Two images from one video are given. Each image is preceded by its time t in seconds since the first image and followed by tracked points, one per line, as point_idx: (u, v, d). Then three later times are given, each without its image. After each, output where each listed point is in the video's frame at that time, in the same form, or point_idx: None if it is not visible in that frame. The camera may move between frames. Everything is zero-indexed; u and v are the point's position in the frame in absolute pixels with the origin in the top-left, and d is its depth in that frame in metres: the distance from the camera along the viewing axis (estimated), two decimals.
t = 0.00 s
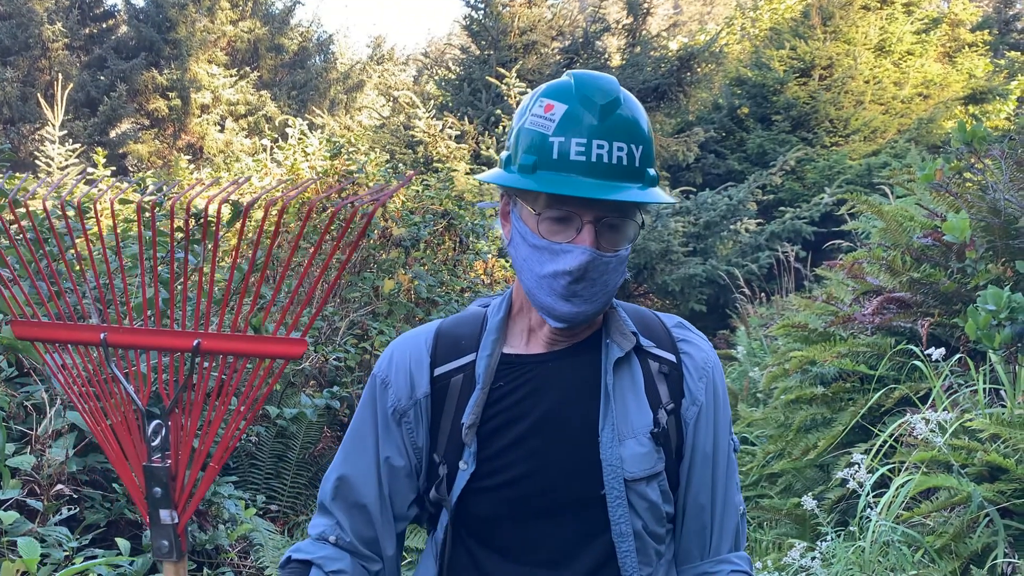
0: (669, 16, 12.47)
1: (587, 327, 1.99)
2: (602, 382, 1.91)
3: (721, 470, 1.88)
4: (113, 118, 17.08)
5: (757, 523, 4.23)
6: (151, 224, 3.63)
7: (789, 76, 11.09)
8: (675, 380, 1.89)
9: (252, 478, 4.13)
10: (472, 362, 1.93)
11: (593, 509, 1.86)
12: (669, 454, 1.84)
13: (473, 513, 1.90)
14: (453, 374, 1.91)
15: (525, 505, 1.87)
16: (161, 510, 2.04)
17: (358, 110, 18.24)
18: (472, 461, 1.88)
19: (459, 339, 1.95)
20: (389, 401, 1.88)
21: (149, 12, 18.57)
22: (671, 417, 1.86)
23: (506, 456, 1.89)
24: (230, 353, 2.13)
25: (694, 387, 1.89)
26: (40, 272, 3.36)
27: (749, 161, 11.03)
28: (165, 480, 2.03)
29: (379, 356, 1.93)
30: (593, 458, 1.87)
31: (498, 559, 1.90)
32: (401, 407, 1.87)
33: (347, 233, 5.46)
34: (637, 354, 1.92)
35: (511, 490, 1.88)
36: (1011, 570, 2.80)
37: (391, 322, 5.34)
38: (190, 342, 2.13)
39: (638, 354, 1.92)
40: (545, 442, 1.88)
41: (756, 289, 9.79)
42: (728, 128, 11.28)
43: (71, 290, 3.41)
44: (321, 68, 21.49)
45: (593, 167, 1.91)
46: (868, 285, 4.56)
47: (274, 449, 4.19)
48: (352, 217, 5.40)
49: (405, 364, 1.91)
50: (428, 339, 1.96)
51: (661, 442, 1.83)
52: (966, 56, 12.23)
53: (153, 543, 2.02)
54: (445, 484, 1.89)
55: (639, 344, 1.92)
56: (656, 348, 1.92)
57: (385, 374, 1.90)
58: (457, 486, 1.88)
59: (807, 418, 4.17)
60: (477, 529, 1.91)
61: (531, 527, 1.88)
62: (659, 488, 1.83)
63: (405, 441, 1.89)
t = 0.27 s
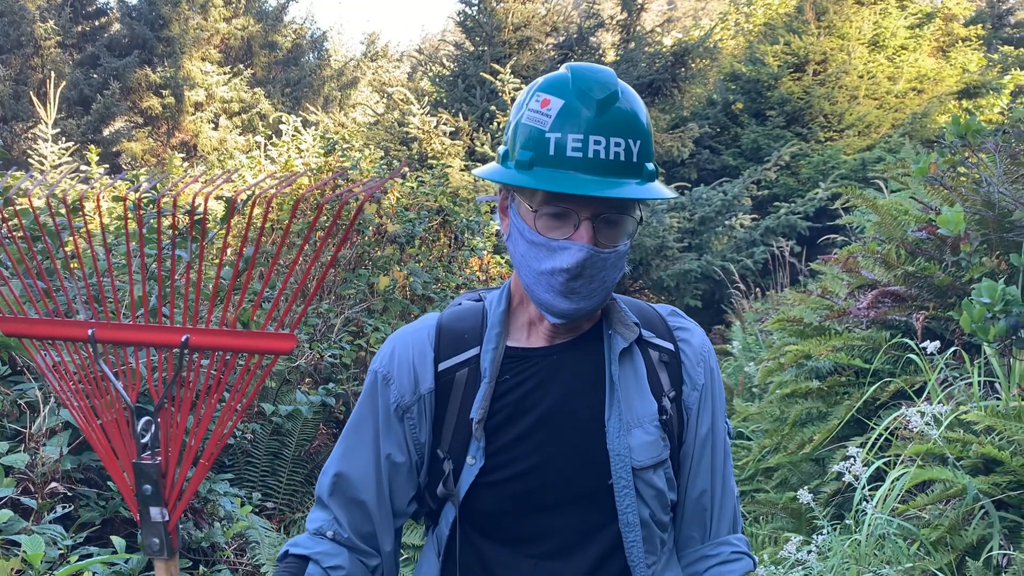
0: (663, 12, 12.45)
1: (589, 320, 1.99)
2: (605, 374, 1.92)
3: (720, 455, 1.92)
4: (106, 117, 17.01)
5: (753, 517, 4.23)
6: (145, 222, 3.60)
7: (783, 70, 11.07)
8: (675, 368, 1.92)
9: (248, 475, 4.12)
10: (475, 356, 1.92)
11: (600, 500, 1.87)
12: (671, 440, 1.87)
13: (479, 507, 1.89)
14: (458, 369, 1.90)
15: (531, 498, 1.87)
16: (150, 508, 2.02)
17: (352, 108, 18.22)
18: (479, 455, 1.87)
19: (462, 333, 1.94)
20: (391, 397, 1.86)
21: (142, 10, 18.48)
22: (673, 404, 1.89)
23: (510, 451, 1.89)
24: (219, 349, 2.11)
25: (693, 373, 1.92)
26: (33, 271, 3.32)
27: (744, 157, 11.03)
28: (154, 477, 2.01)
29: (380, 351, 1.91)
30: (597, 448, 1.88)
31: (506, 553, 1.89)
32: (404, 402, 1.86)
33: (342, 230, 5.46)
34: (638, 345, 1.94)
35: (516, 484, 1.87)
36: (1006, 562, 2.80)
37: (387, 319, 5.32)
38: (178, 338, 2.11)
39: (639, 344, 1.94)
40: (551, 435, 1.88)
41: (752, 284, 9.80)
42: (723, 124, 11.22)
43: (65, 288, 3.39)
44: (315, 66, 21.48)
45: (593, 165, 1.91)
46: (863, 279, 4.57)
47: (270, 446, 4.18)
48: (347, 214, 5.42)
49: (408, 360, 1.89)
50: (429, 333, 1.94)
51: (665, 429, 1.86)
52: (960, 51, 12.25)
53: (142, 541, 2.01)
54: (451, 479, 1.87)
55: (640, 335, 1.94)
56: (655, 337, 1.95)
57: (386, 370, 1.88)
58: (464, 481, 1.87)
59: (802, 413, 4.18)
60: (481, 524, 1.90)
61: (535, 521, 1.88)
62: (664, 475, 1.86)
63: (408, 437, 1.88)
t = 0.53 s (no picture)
0: (659, 8, 12.44)
1: (589, 324, 1.99)
2: (604, 380, 1.92)
3: (717, 466, 1.91)
4: (101, 117, 16.95)
5: (752, 512, 4.23)
6: (140, 221, 3.59)
7: (779, 66, 11.08)
8: (674, 376, 1.90)
9: (247, 475, 4.12)
10: (472, 355, 1.92)
11: (594, 506, 1.87)
12: (666, 450, 1.86)
13: (475, 510, 1.89)
14: (454, 367, 1.90)
15: (525, 502, 1.87)
16: (140, 512, 2.03)
17: (348, 106, 18.21)
18: (474, 455, 1.87)
19: (460, 332, 1.94)
20: (388, 393, 1.87)
21: (136, 9, 18.44)
22: (670, 414, 1.87)
23: (507, 454, 1.89)
24: (205, 351, 2.12)
25: (693, 384, 1.91)
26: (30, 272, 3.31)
27: (740, 152, 11.02)
28: (143, 481, 2.02)
29: (378, 347, 1.91)
30: (592, 455, 1.87)
31: (500, 556, 1.89)
32: (400, 399, 1.86)
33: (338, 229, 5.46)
34: (638, 352, 1.93)
35: (514, 486, 1.87)
36: (1005, 554, 2.80)
37: (384, 317, 5.31)
38: (165, 340, 2.13)
39: (640, 351, 1.92)
40: (548, 440, 1.88)
41: (749, 279, 9.81)
42: (719, 119, 11.19)
43: (61, 289, 3.38)
44: (310, 64, 21.48)
45: (587, 168, 1.90)
46: (860, 273, 4.57)
47: (269, 446, 4.19)
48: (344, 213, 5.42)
49: (405, 356, 1.89)
50: (427, 332, 1.94)
51: (660, 439, 1.85)
52: (955, 44, 12.26)
53: (132, 546, 2.02)
54: (444, 477, 1.87)
55: (642, 342, 1.92)
56: (657, 345, 1.93)
57: (384, 366, 1.88)
58: (459, 481, 1.86)
59: (800, 407, 4.18)
60: (476, 526, 1.91)
61: (529, 527, 1.88)
62: (658, 484, 1.84)
63: (404, 433, 1.87)
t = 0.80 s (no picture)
0: (657, 6, 12.43)
1: (589, 329, 1.99)
2: (603, 387, 1.92)
3: (716, 473, 1.91)
4: (101, 120, 16.94)
5: (754, 510, 4.23)
6: (140, 225, 3.59)
7: (777, 63, 11.05)
8: (673, 383, 1.90)
9: (248, 477, 4.13)
10: (472, 359, 1.92)
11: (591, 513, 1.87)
12: (664, 457, 1.86)
13: (474, 514, 1.90)
14: (454, 371, 1.90)
15: (524, 508, 1.88)
16: (152, 514, 2.03)
17: (347, 107, 18.22)
18: (474, 460, 1.87)
19: (460, 335, 1.94)
20: (389, 397, 1.87)
21: (134, 12, 18.45)
22: (667, 420, 1.87)
23: (506, 461, 1.89)
24: (217, 355, 2.11)
25: (691, 391, 1.91)
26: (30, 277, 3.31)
27: (739, 150, 11.01)
28: (155, 484, 2.02)
29: (379, 351, 1.92)
30: (590, 462, 1.87)
31: (500, 560, 1.90)
32: (401, 403, 1.86)
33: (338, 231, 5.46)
34: (637, 359, 1.93)
35: (512, 493, 1.88)
36: (1005, 551, 2.80)
37: (384, 318, 5.31)
38: (177, 344, 2.12)
39: (639, 358, 1.92)
40: (545, 446, 1.88)
41: (749, 277, 9.81)
42: (718, 117, 11.19)
43: (62, 293, 3.37)
44: (309, 65, 21.51)
45: (587, 173, 1.91)
46: (860, 271, 4.58)
47: (270, 448, 4.19)
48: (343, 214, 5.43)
49: (405, 360, 1.89)
50: (428, 335, 1.94)
51: (657, 446, 1.85)
52: (954, 40, 12.25)
53: (145, 548, 2.02)
54: (445, 481, 1.87)
55: (641, 348, 1.92)
56: (656, 351, 1.93)
57: (385, 370, 1.89)
58: (458, 485, 1.87)
59: (801, 405, 4.18)
60: (475, 532, 1.91)
61: (527, 533, 1.88)
62: (654, 491, 1.84)
63: (405, 437, 1.88)
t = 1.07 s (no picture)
0: (657, 6, 12.43)
1: (586, 330, 1.99)
2: (600, 389, 1.92)
3: (715, 474, 1.91)
4: (102, 123, 16.97)
5: (757, 509, 4.22)
6: (141, 228, 3.59)
7: (778, 62, 11.02)
8: (671, 384, 1.90)
9: (250, 479, 4.13)
10: (470, 361, 1.92)
11: (589, 514, 1.87)
12: (661, 459, 1.86)
13: (473, 516, 1.90)
14: (452, 374, 1.90)
15: (522, 509, 1.88)
16: (158, 515, 2.04)
17: (347, 108, 18.23)
18: (472, 462, 1.87)
19: (459, 337, 1.94)
20: (388, 401, 1.87)
21: (135, 15, 18.47)
22: (665, 422, 1.87)
23: (504, 463, 1.88)
24: (223, 356, 2.11)
25: (690, 392, 1.90)
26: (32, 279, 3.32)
27: (740, 149, 11.01)
28: (162, 485, 2.02)
29: (379, 354, 1.92)
30: (589, 463, 1.87)
31: (499, 561, 1.90)
32: (400, 406, 1.86)
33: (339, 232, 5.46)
34: (635, 360, 1.92)
35: (510, 495, 1.87)
36: (1009, 549, 2.80)
37: (386, 319, 5.31)
38: (183, 346, 2.12)
39: (637, 359, 1.92)
40: (543, 448, 1.88)
41: (750, 276, 9.81)
42: (718, 117, 11.18)
43: (64, 296, 3.38)
44: (309, 67, 21.55)
45: (583, 172, 1.90)
46: (861, 270, 4.58)
47: (273, 450, 4.20)
48: (344, 216, 5.43)
49: (404, 363, 1.90)
50: (426, 338, 1.94)
51: (654, 447, 1.84)
52: (954, 39, 12.24)
53: (151, 548, 2.03)
54: (445, 483, 1.87)
55: (639, 350, 1.92)
56: (654, 352, 1.93)
57: (384, 373, 1.89)
58: (457, 487, 1.87)
59: (803, 405, 4.18)
60: (474, 533, 1.91)
61: (526, 535, 1.88)
62: (652, 492, 1.84)
63: (404, 440, 1.87)
